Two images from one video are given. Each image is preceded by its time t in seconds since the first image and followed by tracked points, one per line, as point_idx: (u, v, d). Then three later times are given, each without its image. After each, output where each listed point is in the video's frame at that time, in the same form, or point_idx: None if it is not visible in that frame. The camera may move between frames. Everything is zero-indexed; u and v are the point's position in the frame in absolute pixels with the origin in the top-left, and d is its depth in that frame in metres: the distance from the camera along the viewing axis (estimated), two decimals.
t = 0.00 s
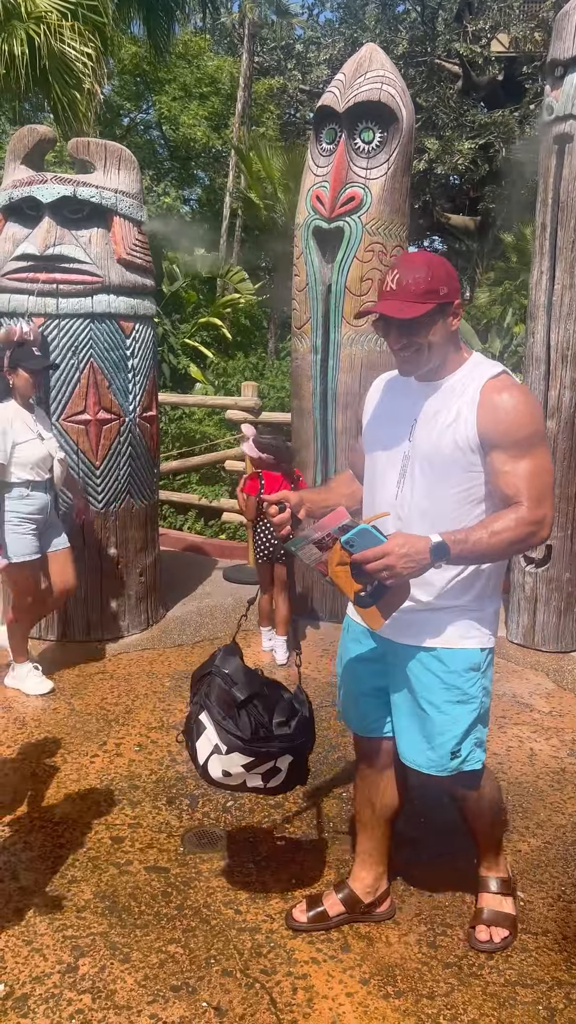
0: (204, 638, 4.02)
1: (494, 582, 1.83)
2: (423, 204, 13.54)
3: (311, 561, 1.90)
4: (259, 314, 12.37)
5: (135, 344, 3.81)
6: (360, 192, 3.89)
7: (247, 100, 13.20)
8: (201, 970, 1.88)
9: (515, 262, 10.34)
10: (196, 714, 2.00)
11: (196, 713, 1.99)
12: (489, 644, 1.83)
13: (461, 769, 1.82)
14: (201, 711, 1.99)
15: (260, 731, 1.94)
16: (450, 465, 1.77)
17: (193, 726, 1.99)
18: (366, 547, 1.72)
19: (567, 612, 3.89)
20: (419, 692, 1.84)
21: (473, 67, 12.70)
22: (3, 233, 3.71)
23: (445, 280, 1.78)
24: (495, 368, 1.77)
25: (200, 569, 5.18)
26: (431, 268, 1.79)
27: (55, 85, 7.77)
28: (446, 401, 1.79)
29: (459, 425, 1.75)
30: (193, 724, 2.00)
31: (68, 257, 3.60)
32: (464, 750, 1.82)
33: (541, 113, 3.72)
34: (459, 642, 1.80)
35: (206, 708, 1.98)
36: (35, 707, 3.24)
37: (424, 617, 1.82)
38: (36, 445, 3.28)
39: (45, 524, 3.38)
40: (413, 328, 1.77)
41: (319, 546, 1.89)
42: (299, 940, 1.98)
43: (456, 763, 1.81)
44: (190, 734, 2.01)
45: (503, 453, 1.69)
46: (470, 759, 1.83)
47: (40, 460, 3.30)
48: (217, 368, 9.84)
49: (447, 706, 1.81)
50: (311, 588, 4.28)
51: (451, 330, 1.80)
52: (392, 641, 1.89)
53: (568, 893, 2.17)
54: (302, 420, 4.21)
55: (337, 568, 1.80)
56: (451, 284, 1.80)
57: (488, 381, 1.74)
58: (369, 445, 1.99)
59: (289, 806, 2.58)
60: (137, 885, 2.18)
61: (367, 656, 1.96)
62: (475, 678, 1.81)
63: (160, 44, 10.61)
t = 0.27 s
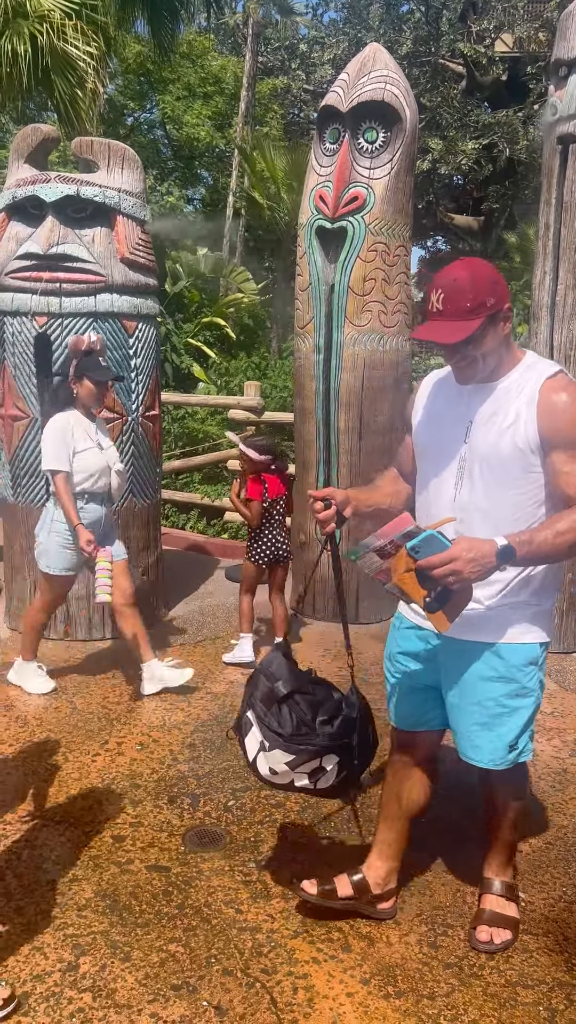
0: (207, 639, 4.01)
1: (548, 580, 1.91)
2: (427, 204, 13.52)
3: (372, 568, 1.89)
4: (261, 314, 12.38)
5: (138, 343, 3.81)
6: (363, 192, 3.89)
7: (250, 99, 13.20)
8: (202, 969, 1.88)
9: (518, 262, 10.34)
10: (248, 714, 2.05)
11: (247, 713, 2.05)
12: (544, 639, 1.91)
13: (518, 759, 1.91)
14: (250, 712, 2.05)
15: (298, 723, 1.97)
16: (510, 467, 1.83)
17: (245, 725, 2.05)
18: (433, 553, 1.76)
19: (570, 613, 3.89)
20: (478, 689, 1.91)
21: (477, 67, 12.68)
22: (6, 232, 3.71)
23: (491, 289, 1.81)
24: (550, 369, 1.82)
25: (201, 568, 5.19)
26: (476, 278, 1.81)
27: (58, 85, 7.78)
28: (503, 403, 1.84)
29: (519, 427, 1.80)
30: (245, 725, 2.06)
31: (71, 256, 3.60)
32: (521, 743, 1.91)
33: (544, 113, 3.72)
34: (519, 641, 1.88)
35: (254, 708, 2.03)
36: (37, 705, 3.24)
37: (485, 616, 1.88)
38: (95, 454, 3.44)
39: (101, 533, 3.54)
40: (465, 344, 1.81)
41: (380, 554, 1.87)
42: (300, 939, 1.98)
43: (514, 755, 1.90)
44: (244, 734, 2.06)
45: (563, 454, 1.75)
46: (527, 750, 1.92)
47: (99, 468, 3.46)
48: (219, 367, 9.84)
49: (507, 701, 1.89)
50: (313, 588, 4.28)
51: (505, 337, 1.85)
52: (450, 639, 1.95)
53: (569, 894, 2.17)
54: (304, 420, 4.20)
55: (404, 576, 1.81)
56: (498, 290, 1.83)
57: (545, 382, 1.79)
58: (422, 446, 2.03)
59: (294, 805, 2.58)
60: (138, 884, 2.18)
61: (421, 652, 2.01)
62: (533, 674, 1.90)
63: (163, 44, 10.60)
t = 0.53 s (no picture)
0: (210, 632, 4.02)
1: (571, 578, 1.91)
2: (430, 204, 13.52)
3: (399, 575, 1.92)
4: (263, 315, 12.39)
5: (141, 342, 3.82)
6: (366, 192, 3.89)
7: (254, 99, 13.20)
8: (201, 968, 1.88)
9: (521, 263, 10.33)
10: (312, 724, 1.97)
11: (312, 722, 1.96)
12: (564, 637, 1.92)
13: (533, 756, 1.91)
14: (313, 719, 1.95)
15: (363, 723, 1.85)
16: (538, 464, 1.84)
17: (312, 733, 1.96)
18: (462, 558, 1.75)
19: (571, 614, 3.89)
20: (495, 684, 1.93)
21: (481, 68, 12.68)
22: (10, 232, 3.71)
23: (521, 286, 1.82)
24: None
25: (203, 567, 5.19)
26: (506, 277, 1.82)
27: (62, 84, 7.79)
28: (530, 401, 1.85)
29: (546, 425, 1.81)
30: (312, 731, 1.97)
31: (74, 256, 3.60)
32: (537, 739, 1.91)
33: (548, 114, 3.71)
34: (537, 637, 1.89)
35: (316, 712, 1.94)
36: (39, 704, 3.24)
37: (504, 612, 1.89)
38: (168, 451, 3.25)
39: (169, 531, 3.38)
40: (496, 343, 1.82)
41: (408, 562, 1.92)
42: (299, 938, 1.98)
43: (529, 750, 1.90)
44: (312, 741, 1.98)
45: None
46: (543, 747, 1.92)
47: (171, 465, 3.27)
48: (222, 367, 9.85)
49: (523, 697, 1.90)
50: (314, 588, 4.28)
51: (535, 334, 1.86)
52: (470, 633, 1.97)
53: (569, 893, 2.17)
54: (306, 420, 4.21)
55: (435, 582, 1.80)
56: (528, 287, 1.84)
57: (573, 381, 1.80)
58: (450, 445, 2.04)
59: (296, 804, 2.59)
60: (138, 882, 2.18)
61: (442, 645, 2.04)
62: (550, 671, 1.91)
63: (167, 44, 10.60)
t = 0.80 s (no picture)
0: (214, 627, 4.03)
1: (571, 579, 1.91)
2: (433, 205, 13.52)
3: (406, 581, 1.96)
4: (265, 314, 12.40)
5: (143, 342, 3.82)
6: (368, 192, 3.89)
7: (257, 99, 13.20)
8: (201, 966, 1.88)
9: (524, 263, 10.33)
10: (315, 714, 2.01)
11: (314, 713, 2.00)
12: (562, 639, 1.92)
13: (531, 756, 1.92)
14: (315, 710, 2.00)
15: (351, 728, 1.88)
16: (537, 465, 1.84)
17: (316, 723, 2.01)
18: (467, 561, 1.76)
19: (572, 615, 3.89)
20: (493, 684, 1.94)
21: (484, 68, 12.68)
22: (12, 231, 3.72)
23: (519, 285, 1.82)
24: None
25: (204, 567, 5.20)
26: (504, 276, 1.83)
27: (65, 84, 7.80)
28: (529, 401, 1.85)
29: (545, 425, 1.81)
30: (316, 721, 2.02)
31: (76, 256, 3.61)
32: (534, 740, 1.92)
33: (551, 114, 3.71)
34: (534, 638, 1.89)
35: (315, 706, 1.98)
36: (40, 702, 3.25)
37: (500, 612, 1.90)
38: (234, 461, 3.30)
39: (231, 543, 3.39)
40: (492, 337, 1.83)
41: (413, 566, 1.95)
42: (299, 937, 1.98)
43: (526, 751, 1.91)
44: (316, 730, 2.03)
45: None
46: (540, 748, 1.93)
47: (236, 476, 3.33)
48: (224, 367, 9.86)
49: (521, 698, 1.91)
50: (315, 588, 4.28)
51: (531, 331, 1.86)
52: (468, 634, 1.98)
53: (569, 894, 2.17)
54: (308, 420, 4.21)
55: (440, 585, 1.85)
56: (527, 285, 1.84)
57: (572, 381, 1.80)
58: (449, 444, 2.05)
59: (297, 803, 2.59)
60: (139, 880, 2.19)
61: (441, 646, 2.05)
62: (547, 672, 1.92)
63: (170, 43, 10.60)
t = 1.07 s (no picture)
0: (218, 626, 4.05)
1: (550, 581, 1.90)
2: (435, 204, 13.52)
3: (387, 598, 1.93)
4: (268, 314, 12.41)
5: (146, 341, 3.83)
6: (372, 192, 3.88)
7: (260, 98, 13.20)
8: (204, 964, 1.88)
9: (527, 263, 10.33)
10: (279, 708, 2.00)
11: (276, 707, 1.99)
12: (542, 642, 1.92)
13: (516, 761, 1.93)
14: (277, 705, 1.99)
15: (294, 731, 1.85)
16: (511, 468, 1.82)
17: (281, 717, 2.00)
18: (446, 577, 1.73)
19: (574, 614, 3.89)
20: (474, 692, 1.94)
21: (487, 68, 12.68)
22: (16, 230, 3.73)
23: (481, 290, 1.81)
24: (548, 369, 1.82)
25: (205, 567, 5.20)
26: (464, 281, 1.82)
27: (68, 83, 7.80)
28: (499, 405, 1.83)
29: (517, 429, 1.80)
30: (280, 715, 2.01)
31: (80, 254, 3.61)
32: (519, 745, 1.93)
33: (554, 113, 3.71)
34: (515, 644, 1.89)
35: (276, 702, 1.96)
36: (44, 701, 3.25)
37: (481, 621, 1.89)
38: (307, 464, 3.12)
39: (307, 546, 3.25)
40: (455, 344, 1.82)
41: (393, 584, 1.91)
42: (301, 936, 1.99)
43: (511, 756, 1.92)
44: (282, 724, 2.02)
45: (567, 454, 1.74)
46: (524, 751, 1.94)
47: (308, 479, 3.14)
48: (226, 366, 9.87)
49: (504, 705, 1.91)
50: (317, 587, 4.28)
51: (496, 337, 1.84)
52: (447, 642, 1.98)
53: (571, 893, 2.17)
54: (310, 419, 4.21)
55: (420, 602, 1.81)
56: (490, 287, 1.83)
57: (543, 382, 1.79)
58: (421, 448, 2.02)
59: (296, 802, 2.59)
60: (142, 878, 2.19)
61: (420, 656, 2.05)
62: (529, 677, 1.92)
63: (173, 43, 10.60)
